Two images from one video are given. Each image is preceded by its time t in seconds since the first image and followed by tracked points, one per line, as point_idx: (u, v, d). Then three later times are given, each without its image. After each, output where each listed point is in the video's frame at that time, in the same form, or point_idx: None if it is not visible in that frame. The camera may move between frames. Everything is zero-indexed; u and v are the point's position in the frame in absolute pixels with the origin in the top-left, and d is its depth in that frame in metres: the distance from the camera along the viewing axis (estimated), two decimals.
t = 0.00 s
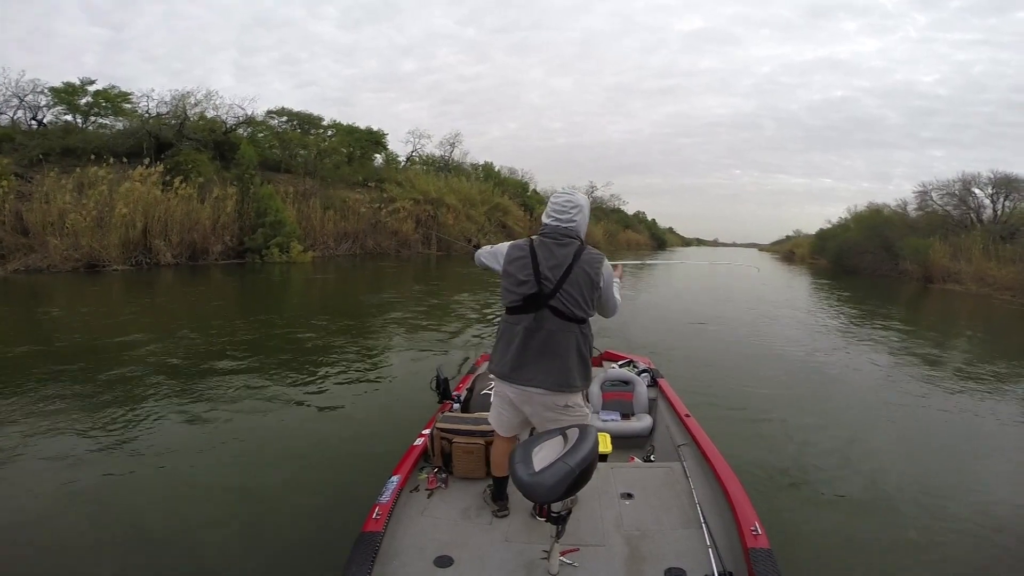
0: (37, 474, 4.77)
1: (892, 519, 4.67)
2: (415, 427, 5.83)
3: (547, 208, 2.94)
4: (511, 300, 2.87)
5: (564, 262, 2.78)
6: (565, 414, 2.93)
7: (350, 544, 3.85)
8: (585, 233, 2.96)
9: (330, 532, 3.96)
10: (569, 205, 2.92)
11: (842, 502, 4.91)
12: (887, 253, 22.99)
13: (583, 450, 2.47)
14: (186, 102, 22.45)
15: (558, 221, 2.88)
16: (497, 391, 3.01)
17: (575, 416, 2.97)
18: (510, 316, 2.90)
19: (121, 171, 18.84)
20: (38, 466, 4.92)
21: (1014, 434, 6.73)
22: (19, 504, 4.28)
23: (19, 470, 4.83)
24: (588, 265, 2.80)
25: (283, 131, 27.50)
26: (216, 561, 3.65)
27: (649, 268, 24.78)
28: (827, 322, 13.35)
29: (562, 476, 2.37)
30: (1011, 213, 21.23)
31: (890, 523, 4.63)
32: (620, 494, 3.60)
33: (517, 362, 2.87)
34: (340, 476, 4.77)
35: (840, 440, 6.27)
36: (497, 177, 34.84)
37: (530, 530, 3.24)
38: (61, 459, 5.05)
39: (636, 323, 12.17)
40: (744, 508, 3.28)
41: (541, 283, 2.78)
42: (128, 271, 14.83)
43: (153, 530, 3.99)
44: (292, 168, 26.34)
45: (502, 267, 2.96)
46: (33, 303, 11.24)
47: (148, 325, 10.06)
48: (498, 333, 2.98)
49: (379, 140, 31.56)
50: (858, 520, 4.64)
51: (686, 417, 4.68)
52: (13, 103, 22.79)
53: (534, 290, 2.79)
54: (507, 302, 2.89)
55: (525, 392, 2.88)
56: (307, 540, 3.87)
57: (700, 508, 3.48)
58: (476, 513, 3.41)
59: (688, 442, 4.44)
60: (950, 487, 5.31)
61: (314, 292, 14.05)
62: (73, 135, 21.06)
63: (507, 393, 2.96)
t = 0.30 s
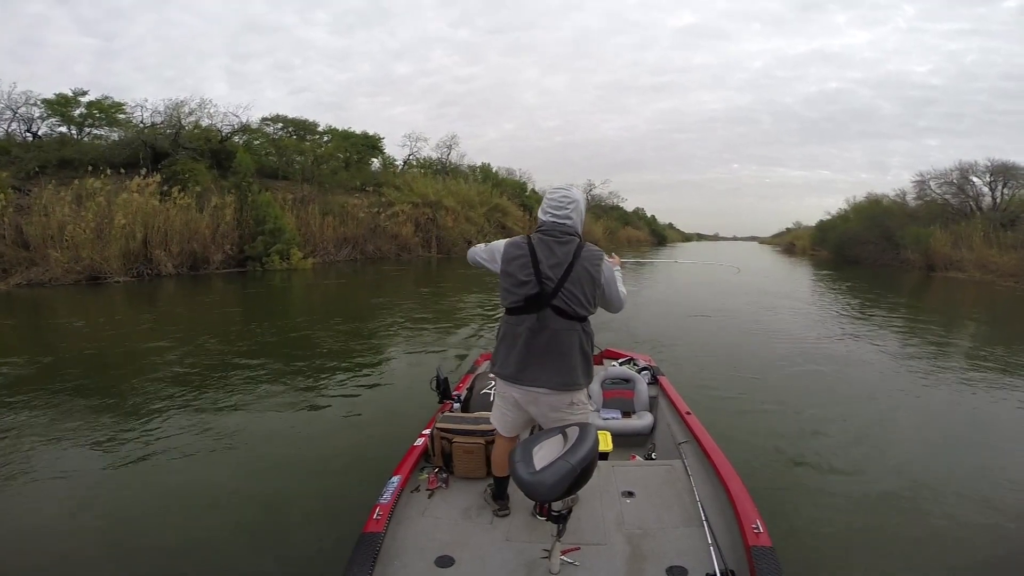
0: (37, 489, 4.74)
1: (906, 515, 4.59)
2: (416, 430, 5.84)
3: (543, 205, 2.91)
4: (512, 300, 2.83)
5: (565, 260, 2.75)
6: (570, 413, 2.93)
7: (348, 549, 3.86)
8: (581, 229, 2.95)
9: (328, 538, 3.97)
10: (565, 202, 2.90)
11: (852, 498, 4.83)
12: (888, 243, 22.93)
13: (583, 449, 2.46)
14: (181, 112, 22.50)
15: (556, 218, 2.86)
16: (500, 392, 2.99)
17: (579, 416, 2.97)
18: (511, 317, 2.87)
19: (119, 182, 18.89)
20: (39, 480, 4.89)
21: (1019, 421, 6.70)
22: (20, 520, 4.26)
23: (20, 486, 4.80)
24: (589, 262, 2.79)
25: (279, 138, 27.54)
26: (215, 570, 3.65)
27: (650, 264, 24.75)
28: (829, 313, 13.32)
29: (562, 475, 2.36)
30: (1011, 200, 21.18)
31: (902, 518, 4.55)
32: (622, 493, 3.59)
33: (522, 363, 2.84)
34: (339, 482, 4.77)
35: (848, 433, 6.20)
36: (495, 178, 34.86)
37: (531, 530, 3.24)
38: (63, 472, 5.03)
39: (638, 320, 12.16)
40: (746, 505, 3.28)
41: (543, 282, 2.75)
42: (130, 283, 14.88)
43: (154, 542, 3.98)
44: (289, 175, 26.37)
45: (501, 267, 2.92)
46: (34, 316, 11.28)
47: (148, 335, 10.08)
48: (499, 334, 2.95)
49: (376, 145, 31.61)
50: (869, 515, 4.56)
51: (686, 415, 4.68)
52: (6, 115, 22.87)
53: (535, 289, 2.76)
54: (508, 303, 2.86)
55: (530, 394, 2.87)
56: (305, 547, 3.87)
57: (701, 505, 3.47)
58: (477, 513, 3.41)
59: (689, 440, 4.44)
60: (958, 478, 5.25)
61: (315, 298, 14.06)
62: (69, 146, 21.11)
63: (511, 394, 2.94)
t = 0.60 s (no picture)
0: (35, 486, 4.69)
1: (905, 524, 4.55)
2: (416, 430, 5.84)
3: (552, 207, 2.92)
4: (523, 303, 2.82)
5: (578, 263, 2.80)
6: (578, 414, 2.95)
7: (348, 548, 3.85)
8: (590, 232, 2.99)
9: (329, 536, 3.96)
10: (574, 205, 2.93)
11: (852, 506, 4.80)
12: (890, 251, 22.93)
13: (584, 450, 2.47)
14: (186, 108, 22.53)
15: (567, 220, 2.88)
16: (508, 394, 2.97)
17: (586, 416, 2.99)
18: (522, 320, 2.85)
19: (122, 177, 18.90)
20: (36, 478, 4.83)
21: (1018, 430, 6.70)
22: (18, 519, 4.20)
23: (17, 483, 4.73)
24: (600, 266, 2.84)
25: (283, 136, 27.57)
26: (215, 570, 3.62)
27: (650, 269, 24.76)
28: (829, 320, 13.32)
29: (562, 476, 2.37)
30: (1013, 210, 21.20)
31: (902, 527, 4.51)
32: (621, 494, 3.60)
33: (533, 367, 2.84)
34: (339, 481, 4.75)
35: (847, 441, 6.17)
36: (497, 180, 34.91)
37: (530, 531, 3.24)
38: (61, 470, 4.98)
39: (638, 323, 12.17)
40: (745, 508, 3.28)
41: (557, 285, 2.77)
42: (130, 277, 14.87)
43: (154, 542, 3.93)
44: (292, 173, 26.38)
45: (509, 269, 2.90)
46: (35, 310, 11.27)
47: (149, 331, 10.07)
48: (508, 337, 2.92)
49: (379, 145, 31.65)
50: (869, 525, 4.52)
51: (686, 418, 4.68)
52: (13, 109, 22.88)
53: (549, 292, 2.77)
54: (519, 305, 2.84)
55: (540, 397, 2.88)
56: (305, 546, 3.85)
57: (700, 507, 3.47)
58: (477, 514, 3.41)
59: (688, 443, 4.44)
60: (957, 488, 5.24)
61: (315, 297, 14.07)
62: (73, 141, 21.13)
63: (520, 397, 2.93)
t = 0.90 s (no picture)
0: (34, 482, 4.63)
1: (904, 527, 4.57)
2: (415, 427, 5.84)
3: (554, 206, 2.93)
4: (526, 302, 2.81)
5: (581, 262, 2.80)
6: (580, 413, 2.95)
7: (349, 547, 3.83)
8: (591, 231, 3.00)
9: (328, 535, 3.94)
10: (576, 204, 2.93)
11: (853, 511, 4.77)
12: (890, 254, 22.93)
13: (584, 451, 2.47)
14: (188, 102, 22.50)
15: (569, 219, 2.88)
16: (510, 394, 2.96)
17: (588, 415, 2.99)
18: (525, 319, 2.85)
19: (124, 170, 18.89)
20: (35, 473, 4.78)
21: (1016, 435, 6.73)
22: (16, 515, 4.14)
23: (15, 478, 4.68)
24: (603, 265, 2.86)
25: (285, 132, 27.53)
26: (215, 567, 3.60)
27: (651, 269, 24.75)
28: (829, 323, 13.32)
29: (562, 476, 2.37)
30: (1014, 215, 21.20)
31: (902, 533, 4.48)
32: (621, 494, 3.60)
33: (536, 366, 2.84)
34: (339, 479, 4.73)
35: (847, 446, 6.13)
36: (499, 178, 34.89)
37: (530, 530, 3.24)
38: (60, 465, 4.92)
39: (639, 323, 12.18)
40: (745, 508, 3.28)
41: (561, 284, 2.77)
42: (130, 270, 14.87)
43: (155, 539, 3.89)
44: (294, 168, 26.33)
45: (512, 268, 2.89)
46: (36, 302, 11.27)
47: (149, 324, 10.07)
48: (510, 336, 2.91)
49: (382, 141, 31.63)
50: (870, 530, 4.49)
51: (686, 418, 4.68)
52: (16, 101, 22.84)
53: (552, 291, 2.77)
54: (522, 304, 2.83)
55: (543, 397, 2.88)
56: (306, 544, 3.83)
57: (701, 508, 3.48)
58: (476, 513, 3.42)
59: (689, 443, 4.44)
60: (956, 493, 5.23)
61: (316, 292, 14.07)
62: (76, 134, 21.10)
63: (523, 398, 2.93)
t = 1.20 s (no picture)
0: (33, 483, 4.60)
1: (905, 525, 4.58)
2: (415, 427, 5.83)
3: (554, 206, 2.92)
4: (521, 301, 2.81)
5: (578, 262, 2.78)
6: (578, 412, 2.95)
7: (347, 547, 3.82)
8: (591, 233, 2.98)
9: (326, 535, 3.93)
10: (576, 204, 2.92)
11: (852, 510, 4.76)
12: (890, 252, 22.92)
13: (583, 450, 2.47)
14: (187, 102, 22.47)
15: (568, 220, 2.87)
16: (507, 394, 2.97)
17: (586, 415, 2.99)
18: (520, 318, 2.85)
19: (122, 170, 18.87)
20: (35, 474, 4.76)
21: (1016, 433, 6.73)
22: (15, 516, 4.12)
23: (15, 480, 4.66)
24: (601, 266, 2.82)
25: (284, 131, 27.51)
26: (215, 568, 3.59)
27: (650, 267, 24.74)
28: (829, 321, 13.32)
29: (562, 475, 2.37)
30: (1014, 213, 21.21)
31: (902, 533, 4.47)
32: (621, 493, 3.60)
33: (530, 365, 2.84)
34: (338, 479, 4.72)
35: (847, 445, 6.11)
36: (498, 176, 34.87)
37: (531, 530, 3.24)
38: (59, 466, 4.89)
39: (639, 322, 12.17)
40: (745, 507, 3.27)
41: (556, 284, 2.75)
42: (130, 270, 14.86)
43: (153, 541, 3.87)
44: (293, 168, 26.28)
45: (509, 267, 2.89)
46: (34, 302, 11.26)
47: (149, 324, 10.06)
48: (506, 335, 2.92)
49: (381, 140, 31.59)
50: (869, 531, 4.47)
51: (686, 417, 4.68)
52: (14, 102, 22.81)
53: (547, 290, 2.76)
54: (517, 303, 2.84)
55: (537, 396, 2.87)
56: (305, 546, 3.82)
57: (701, 506, 3.47)
58: (477, 513, 3.42)
59: (689, 441, 4.43)
60: (955, 492, 5.20)
61: (315, 291, 14.07)
62: (74, 134, 21.07)
63: (518, 396, 2.93)
